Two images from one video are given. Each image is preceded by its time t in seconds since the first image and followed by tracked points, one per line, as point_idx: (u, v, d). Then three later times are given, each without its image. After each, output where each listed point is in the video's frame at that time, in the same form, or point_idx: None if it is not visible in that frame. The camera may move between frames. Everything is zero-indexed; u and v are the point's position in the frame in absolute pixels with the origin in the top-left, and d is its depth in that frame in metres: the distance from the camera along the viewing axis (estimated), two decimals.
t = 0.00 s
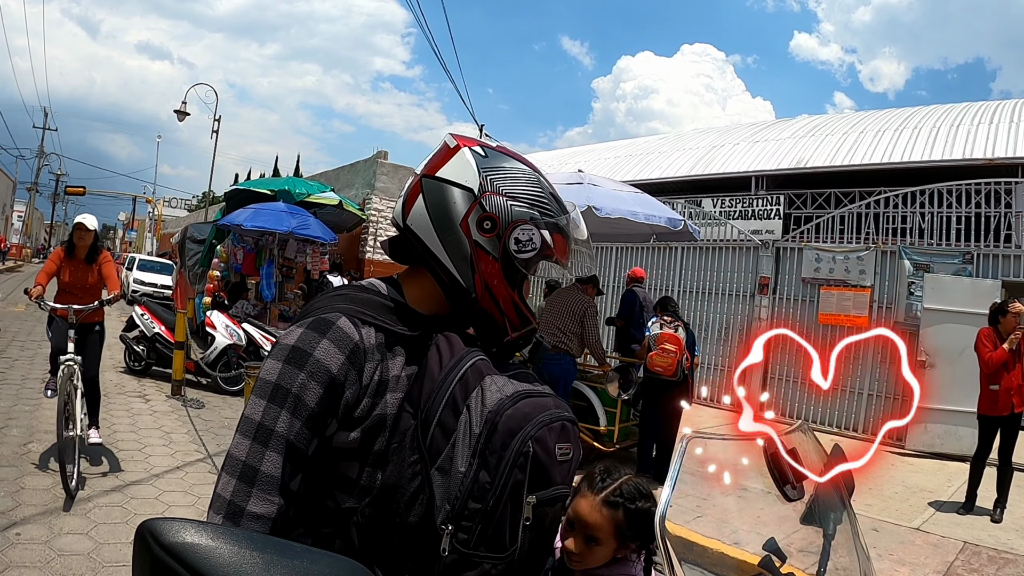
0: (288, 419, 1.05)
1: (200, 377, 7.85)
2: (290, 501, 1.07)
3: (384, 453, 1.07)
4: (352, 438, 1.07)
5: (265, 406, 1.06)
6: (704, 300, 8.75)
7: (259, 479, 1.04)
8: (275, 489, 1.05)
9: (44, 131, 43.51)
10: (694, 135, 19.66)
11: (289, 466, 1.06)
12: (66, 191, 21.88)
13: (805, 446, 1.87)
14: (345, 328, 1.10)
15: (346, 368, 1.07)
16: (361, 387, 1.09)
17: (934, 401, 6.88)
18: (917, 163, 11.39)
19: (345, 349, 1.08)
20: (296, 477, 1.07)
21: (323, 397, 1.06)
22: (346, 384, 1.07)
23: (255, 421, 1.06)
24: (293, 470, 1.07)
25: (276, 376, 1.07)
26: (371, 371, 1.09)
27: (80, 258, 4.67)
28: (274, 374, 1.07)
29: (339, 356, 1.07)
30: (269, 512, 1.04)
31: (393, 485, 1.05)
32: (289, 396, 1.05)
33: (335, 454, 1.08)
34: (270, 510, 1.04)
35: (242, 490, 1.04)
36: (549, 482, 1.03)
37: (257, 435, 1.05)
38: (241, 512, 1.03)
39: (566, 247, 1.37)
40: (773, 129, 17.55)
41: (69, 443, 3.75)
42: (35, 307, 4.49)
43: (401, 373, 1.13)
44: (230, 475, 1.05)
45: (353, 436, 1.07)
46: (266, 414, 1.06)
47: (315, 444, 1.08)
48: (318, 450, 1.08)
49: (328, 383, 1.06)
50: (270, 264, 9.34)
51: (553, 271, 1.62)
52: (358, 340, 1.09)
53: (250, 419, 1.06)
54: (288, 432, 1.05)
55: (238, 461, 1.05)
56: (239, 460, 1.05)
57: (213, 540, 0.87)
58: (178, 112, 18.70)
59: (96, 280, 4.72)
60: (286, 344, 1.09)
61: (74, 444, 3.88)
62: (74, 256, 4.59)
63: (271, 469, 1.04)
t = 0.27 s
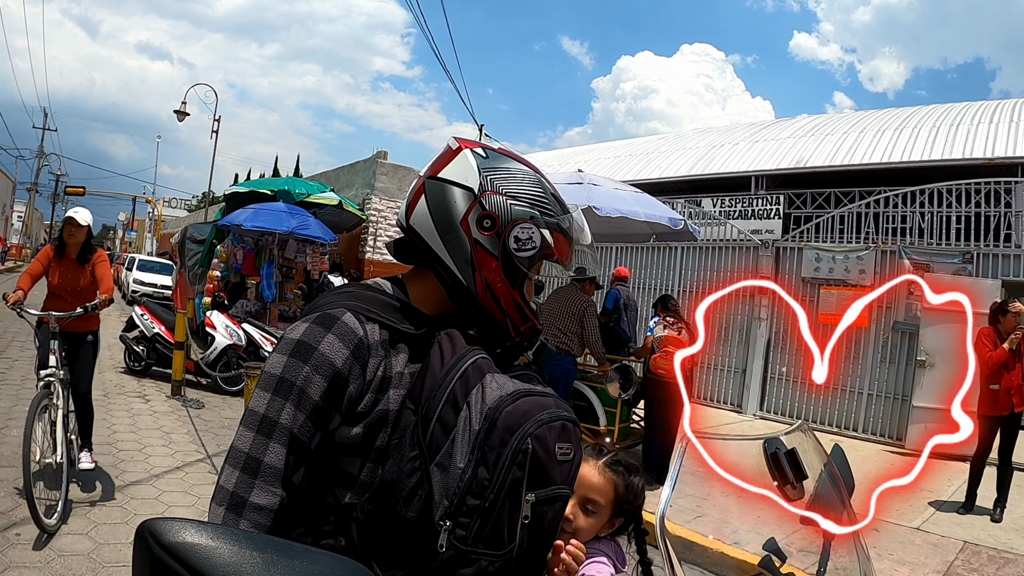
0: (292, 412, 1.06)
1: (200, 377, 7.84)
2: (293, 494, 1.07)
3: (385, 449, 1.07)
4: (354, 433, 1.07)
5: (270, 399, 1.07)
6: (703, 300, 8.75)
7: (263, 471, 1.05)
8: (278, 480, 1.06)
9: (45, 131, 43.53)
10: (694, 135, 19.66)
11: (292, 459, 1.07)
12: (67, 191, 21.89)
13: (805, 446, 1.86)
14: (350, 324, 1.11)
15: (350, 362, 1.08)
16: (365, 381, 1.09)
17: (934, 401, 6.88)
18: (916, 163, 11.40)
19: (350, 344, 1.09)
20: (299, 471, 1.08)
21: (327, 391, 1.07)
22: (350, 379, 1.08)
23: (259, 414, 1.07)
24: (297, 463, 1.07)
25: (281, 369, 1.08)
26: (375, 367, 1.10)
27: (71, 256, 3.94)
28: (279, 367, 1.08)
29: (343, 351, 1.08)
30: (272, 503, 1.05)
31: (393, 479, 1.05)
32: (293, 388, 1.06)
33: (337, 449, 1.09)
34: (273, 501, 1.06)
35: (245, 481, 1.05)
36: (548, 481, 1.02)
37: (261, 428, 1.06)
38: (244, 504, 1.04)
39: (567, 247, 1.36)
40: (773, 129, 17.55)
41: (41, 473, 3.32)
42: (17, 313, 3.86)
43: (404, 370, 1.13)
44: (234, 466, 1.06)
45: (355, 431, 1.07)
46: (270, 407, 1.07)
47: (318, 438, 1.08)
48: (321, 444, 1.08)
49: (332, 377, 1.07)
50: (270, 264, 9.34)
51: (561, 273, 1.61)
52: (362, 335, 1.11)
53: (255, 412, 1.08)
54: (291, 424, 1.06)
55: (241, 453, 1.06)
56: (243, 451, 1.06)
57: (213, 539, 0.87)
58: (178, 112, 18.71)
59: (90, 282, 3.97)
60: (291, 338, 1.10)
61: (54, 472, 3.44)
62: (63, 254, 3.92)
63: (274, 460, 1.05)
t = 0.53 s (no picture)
0: (281, 413, 1.06)
1: (200, 377, 7.84)
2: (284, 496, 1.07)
3: (375, 448, 1.07)
4: (344, 434, 1.07)
5: (258, 401, 1.07)
6: (704, 298, 8.74)
7: (253, 473, 1.05)
8: (269, 482, 1.06)
9: (45, 130, 43.56)
10: (693, 133, 19.65)
11: (283, 460, 1.06)
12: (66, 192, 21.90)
13: (804, 446, 1.85)
14: (336, 324, 1.11)
15: (337, 362, 1.08)
16: (353, 381, 1.09)
17: (935, 399, 6.87)
18: (917, 160, 11.39)
19: (336, 344, 1.09)
20: (290, 472, 1.08)
21: (315, 391, 1.07)
22: (337, 379, 1.08)
23: (249, 417, 1.07)
24: (287, 465, 1.07)
25: (269, 371, 1.08)
26: (363, 367, 1.10)
27: (59, 256, 3.52)
28: (266, 370, 1.08)
29: (330, 351, 1.08)
30: (263, 505, 1.05)
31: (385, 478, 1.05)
32: (281, 390, 1.06)
33: (329, 450, 1.09)
34: (263, 503, 1.05)
35: (235, 483, 1.05)
36: (541, 476, 1.03)
37: (251, 430, 1.06)
38: (235, 505, 1.04)
39: (554, 240, 1.36)
40: (772, 126, 17.54)
41: (16, 508, 2.86)
42: None
43: (393, 369, 1.13)
44: (224, 470, 1.06)
45: (345, 431, 1.07)
46: (259, 409, 1.07)
47: (308, 439, 1.08)
48: (312, 445, 1.08)
49: (319, 377, 1.07)
50: (270, 264, 9.35)
51: (550, 266, 1.60)
52: (348, 336, 1.10)
53: (244, 415, 1.07)
54: (280, 426, 1.06)
55: (232, 456, 1.06)
56: (234, 454, 1.06)
57: (214, 540, 0.86)
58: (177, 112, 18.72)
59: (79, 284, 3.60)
60: (278, 341, 1.10)
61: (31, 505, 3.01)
62: (49, 253, 3.49)
63: (264, 462, 1.05)
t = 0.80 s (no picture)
0: (263, 416, 1.07)
1: (201, 377, 7.84)
2: (272, 499, 1.07)
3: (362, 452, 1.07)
4: (330, 437, 1.08)
5: (242, 406, 1.08)
6: (705, 297, 8.74)
7: (237, 476, 1.06)
8: (252, 484, 1.06)
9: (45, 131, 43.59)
10: (694, 132, 19.64)
11: (267, 463, 1.07)
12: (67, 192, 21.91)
13: (804, 446, 1.85)
14: (316, 328, 1.11)
15: (318, 365, 1.08)
16: (336, 384, 1.09)
17: (935, 398, 6.87)
18: (917, 159, 11.37)
19: (316, 347, 1.09)
20: (277, 475, 1.08)
21: (297, 395, 1.07)
22: (319, 382, 1.08)
23: (234, 421, 1.08)
24: (272, 468, 1.07)
25: (252, 377, 1.09)
26: (345, 369, 1.10)
27: (41, 257, 3.20)
28: (249, 374, 1.09)
29: (310, 355, 1.08)
30: (247, 508, 1.05)
31: (378, 481, 1.06)
32: (263, 394, 1.07)
33: (316, 452, 1.09)
34: (248, 506, 1.05)
35: (220, 487, 1.06)
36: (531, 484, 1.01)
37: (234, 434, 1.07)
38: (220, 509, 1.04)
39: (528, 222, 1.33)
40: (773, 125, 17.53)
41: None
42: None
43: (378, 371, 1.13)
44: (212, 474, 1.07)
45: (331, 434, 1.07)
46: (243, 413, 1.08)
47: (294, 443, 1.08)
48: (298, 448, 1.09)
49: (300, 381, 1.07)
50: (270, 264, 9.36)
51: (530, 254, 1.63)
52: (329, 338, 1.10)
53: (230, 420, 1.09)
54: (263, 429, 1.06)
55: (218, 460, 1.07)
56: (219, 459, 1.07)
57: (214, 540, 0.86)
58: (177, 112, 18.72)
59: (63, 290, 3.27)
60: (260, 346, 1.11)
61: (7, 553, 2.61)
62: (30, 252, 3.18)
63: (247, 465, 1.06)
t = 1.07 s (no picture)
0: (257, 417, 1.07)
1: (200, 377, 7.84)
2: (269, 499, 1.07)
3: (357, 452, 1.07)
4: (327, 436, 1.08)
5: (237, 407, 1.08)
6: (704, 298, 8.74)
7: (232, 476, 1.06)
8: (247, 485, 1.06)
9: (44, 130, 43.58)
10: (693, 133, 19.66)
11: (263, 464, 1.07)
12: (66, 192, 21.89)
13: (805, 445, 1.85)
14: (309, 328, 1.11)
15: (310, 365, 1.08)
16: (330, 384, 1.09)
17: (934, 399, 6.88)
18: (917, 160, 11.38)
19: (308, 348, 1.09)
20: (273, 475, 1.08)
21: (290, 395, 1.07)
22: (312, 382, 1.08)
23: (229, 422, 1.09)
24: (268, 468, 1.07)
25: (245, 378, 1.09)
26: (338, 369, 1.10)
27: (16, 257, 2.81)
28: (243, 377, 1.10)
29: (303, 354, 1.08)
30: (243, 508, 1.05)
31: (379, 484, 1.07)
32: (256, 395, 1.07)
33: (312, 452, 1.09)
34: (244, 506, 1.05)
35: (217, 487, 1.06)
36: (528, 486, 1.01)
37: (229, 435, 1.08)
38: (216, 509, 1.05)
39: (497, 208, 1.29)
40: (772, 126, 17.54)
41: None
42: None
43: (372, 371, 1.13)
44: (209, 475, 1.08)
45: (327, 434, 1.07)
46: (237, 414, 1.08)
47: (289, 443, 1.08)
48: (293, 449, 1.09)
49: (293, 382, 1.07)
50: (269, 264, 9.36)
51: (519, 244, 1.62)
52: (322, 339, 1.10)
53: (226, 421, 1.09)
54: (258, 430, 1.07)
55: (215, 462, 1.07)
56: (216, 459, 1.07)
57: (213, 539, 0.86)
58: (177, 112, 18.71)
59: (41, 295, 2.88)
60: (254, 347, 1.12)
61: None
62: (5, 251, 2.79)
63: (243, 466, 1.06)
